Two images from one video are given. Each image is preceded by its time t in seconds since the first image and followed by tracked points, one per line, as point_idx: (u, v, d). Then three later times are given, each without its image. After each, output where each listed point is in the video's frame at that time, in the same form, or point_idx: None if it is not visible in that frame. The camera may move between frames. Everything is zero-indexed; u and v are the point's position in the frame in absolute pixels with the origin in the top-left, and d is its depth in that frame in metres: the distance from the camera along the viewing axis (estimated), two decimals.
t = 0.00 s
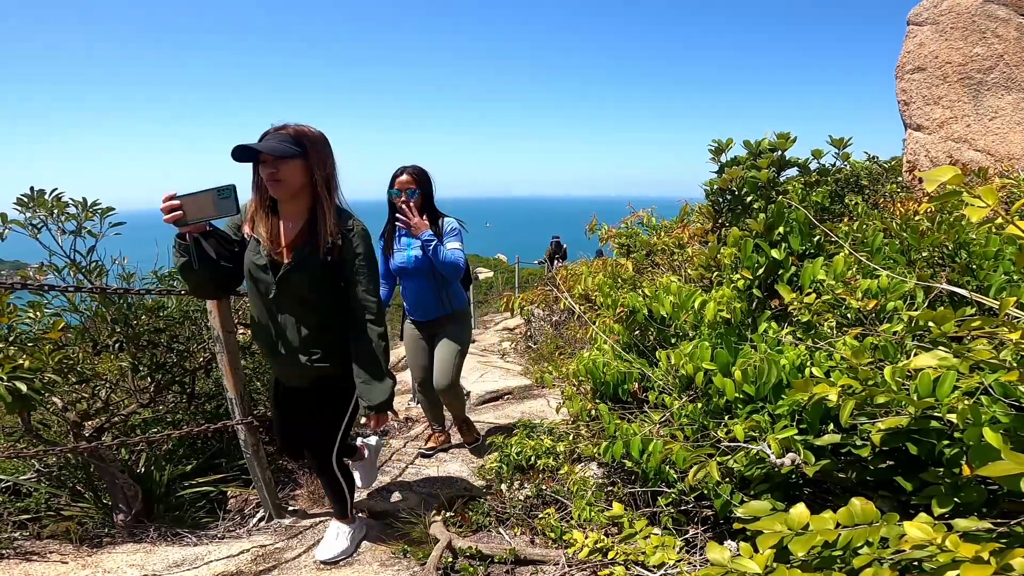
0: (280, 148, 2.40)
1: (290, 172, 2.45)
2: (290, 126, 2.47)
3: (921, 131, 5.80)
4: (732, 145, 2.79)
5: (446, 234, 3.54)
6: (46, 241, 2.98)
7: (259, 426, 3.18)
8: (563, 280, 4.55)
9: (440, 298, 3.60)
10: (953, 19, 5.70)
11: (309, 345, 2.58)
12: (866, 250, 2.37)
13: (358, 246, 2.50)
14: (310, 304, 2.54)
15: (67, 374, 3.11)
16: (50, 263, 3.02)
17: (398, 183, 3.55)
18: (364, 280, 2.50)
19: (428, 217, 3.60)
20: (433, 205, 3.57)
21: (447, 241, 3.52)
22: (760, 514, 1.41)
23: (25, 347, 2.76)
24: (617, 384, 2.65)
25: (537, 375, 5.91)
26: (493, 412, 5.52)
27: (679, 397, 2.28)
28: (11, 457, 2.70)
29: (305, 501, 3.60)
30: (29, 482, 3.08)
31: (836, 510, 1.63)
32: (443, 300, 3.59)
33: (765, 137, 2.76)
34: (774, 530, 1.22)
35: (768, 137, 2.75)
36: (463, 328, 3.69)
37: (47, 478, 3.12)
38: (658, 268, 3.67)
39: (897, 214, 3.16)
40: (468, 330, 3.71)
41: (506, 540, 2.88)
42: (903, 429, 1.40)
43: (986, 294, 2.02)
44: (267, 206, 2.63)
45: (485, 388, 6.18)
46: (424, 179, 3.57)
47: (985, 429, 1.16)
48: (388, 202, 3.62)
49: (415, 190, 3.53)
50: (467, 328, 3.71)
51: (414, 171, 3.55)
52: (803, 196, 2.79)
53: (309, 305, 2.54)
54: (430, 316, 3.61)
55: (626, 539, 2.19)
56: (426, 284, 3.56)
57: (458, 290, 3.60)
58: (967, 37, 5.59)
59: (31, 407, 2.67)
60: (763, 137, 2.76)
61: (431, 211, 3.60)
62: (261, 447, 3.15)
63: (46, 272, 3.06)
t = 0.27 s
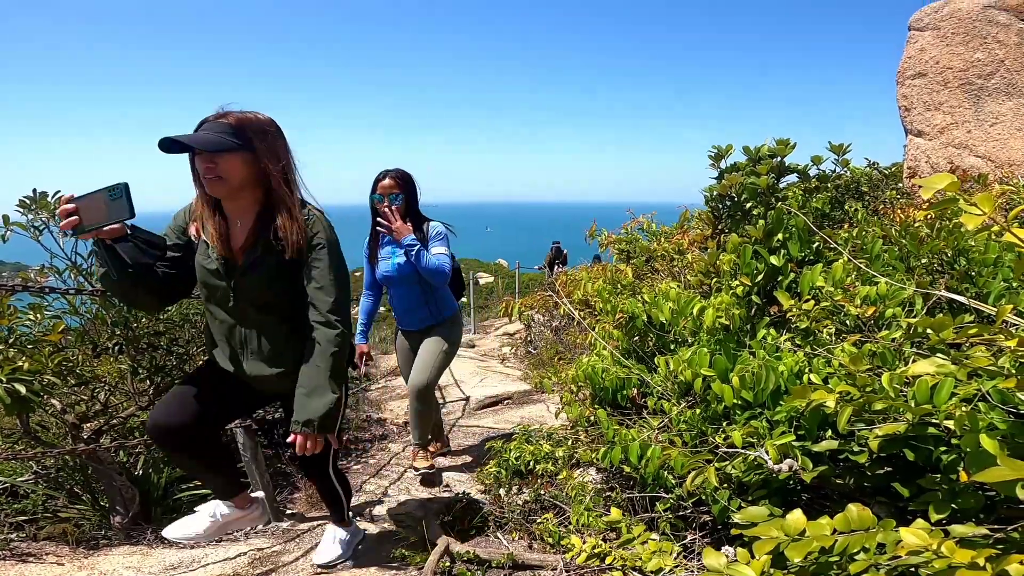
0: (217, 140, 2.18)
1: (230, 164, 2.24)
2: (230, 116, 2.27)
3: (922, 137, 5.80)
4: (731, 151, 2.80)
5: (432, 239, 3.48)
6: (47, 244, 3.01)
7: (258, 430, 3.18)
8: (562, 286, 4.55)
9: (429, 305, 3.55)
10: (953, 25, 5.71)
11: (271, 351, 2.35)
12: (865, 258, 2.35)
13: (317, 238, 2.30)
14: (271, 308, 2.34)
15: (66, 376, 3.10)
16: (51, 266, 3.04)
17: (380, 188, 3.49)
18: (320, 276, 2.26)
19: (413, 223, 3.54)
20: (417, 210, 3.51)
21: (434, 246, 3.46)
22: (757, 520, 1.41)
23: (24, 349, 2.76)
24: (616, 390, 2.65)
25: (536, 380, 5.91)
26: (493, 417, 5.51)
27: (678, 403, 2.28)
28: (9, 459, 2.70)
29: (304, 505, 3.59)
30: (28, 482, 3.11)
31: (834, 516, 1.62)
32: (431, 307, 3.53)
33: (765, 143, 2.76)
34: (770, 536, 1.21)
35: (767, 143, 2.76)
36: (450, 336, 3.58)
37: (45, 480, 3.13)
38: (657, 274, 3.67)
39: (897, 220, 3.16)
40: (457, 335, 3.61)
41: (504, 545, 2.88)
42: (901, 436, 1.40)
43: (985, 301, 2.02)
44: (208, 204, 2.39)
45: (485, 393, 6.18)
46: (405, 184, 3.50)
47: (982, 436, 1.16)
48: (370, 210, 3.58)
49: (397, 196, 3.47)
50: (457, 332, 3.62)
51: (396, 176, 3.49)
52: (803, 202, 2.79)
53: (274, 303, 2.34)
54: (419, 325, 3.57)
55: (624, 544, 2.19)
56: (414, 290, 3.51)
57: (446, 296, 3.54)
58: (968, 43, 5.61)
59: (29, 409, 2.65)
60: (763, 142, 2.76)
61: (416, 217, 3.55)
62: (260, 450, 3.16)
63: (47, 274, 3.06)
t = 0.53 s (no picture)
0: (68, 195, 1.82)
1: (93, 222, 1.90)
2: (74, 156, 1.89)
3: (927, 142, 5.79)
4: (735, 158, 2.81)
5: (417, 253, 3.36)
6: (56, 251, 3.04)
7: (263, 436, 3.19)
8: (567, 294, 4.55)
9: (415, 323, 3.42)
10: (957, 30, 5.72)
11: (234, 407, 2.25)
12: (870, 264, 2.35)
13: (242, 267, 2.10)
14: (210, 360, 2.18)
15: (73, 382, 3.12)
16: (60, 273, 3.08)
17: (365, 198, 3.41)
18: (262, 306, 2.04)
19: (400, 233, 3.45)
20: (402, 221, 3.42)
21: (419, 259, 3.35)
22: (762, 527, 1.41)
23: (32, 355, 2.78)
24: (620, 397, 2.65)
25: (541, 387, 5.90)
26: (497, 424, 5.51)
27: (683, 410, 2.28)
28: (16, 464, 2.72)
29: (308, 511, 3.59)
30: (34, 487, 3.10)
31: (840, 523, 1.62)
32: (417, 325, 3.40)
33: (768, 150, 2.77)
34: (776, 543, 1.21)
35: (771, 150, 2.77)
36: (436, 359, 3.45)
37: (51, 485, 3.12)
38: (662, 281, 3.67)
39: (903, 226, 3.16)
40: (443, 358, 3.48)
41: (508, 552, 2.87)
42: (907, 442, 1.39)
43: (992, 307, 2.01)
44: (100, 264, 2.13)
45: (489, 400, 6.17)
46: (390, 191, 3.41)
47: (989, 442, 1.16)
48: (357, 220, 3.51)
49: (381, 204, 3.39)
50: (444, 354, 3.48)
51: (379, 183, 3.41)
52: (807, 209, 2.80)
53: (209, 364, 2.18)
54: (404, 344, 3.43)
55: (629, 551, 2.18)
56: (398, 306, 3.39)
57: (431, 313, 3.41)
58: (971, 48, 5.61)
59: (36, 416, 2.68)
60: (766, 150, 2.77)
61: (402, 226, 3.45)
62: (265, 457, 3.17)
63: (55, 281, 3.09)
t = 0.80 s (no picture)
0: None
1: None
2: None
3: (944, 147, 5.74)
4: (749, 165, 2.80)
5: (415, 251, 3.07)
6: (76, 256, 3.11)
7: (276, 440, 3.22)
8: (579, 301, 4.54)
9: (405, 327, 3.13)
10: (973, 34, 5.68)
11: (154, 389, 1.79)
12: (886, 271, 2.33)
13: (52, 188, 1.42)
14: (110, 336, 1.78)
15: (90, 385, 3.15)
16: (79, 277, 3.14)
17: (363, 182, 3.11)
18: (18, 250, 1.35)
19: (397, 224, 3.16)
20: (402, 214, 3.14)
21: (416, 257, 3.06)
22: (777, 534, 1.39)
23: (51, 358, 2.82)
24: (633, 404, 2.64)
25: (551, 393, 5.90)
26: (507, 430, 5.50)
27: (695, 417, 2.27)
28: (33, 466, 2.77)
29: (319, 515, 3.60)
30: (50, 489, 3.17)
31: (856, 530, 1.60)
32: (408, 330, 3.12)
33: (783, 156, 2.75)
34: (791, 548, 1.19)
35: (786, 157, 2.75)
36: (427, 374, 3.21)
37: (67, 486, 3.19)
38: (674, 288, 3.65)
39: (919, 233, 3.14)
40: (433, 373, 3.22)
41: (518, 557, 2.87)
42: (925, 449, 1.37)
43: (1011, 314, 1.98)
44: None
45: (499, 406, 6.17)
46: (391, 178, 3.12)
47: (1008, 448, 1.14)
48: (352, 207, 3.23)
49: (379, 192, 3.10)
50: (434, 367, 3.21)
51: (379, 168, 3.12)
52: (822, 216, 2.78)
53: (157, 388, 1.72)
54: (393, 349, 3.15)
55: (640, 557, 2.17)
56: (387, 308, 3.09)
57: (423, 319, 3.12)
58: (988, 52, 5.57)
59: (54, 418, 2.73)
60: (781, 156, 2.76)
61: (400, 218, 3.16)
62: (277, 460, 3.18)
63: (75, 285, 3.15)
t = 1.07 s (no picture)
0: None
1: None
2: None
3: (946, 152, 5.74)
4: (751, 169, 2.80)
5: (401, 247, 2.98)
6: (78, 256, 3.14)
7: (275, 441, 3.22)
8: (580, 304, 4.54)
9: (390, 326, 3.09)
10: (976, 39, 5.69)
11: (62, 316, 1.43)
12: (887, 277, 2.33)
13: None
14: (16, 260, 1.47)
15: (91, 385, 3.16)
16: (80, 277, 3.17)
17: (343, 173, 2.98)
18: None
19: (382, 217, 3.06)
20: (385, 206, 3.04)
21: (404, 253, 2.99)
22: (775, 539, 1.39)
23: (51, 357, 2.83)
24: (632, 408, 2.64)
25: (551, 397, 5.90)
26: (507, 433, 5.50)
27: (695, 421, 2.26)
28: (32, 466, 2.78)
29: (317, 517, 3.60)
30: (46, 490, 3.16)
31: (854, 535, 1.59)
32: (395, 329, 3.07)
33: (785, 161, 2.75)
34: (788, 553, 1.19)
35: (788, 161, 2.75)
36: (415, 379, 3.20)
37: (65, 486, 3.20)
38: (675, 292, 3.65)
39: (921, 238, 3.14)
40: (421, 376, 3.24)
41: (516, 560, 2.87)
42: (924, 454, 1.37)
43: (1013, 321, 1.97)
44: None
45: (499, 409, 6.17)
46: (376, 168, 3.00)
47: (1008, 454, 1.14)
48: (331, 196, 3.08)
49: (365, 183, 2.98)
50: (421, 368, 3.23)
51: (361, 156, 2.98)
52: (824, 221, 2.78)
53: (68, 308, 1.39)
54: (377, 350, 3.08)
55: (638, 561, 2.16)
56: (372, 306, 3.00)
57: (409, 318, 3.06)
58: (991, 57, 5.57)
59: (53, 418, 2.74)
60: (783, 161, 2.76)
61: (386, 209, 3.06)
62: (276, 461, 3.18)
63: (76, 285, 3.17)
